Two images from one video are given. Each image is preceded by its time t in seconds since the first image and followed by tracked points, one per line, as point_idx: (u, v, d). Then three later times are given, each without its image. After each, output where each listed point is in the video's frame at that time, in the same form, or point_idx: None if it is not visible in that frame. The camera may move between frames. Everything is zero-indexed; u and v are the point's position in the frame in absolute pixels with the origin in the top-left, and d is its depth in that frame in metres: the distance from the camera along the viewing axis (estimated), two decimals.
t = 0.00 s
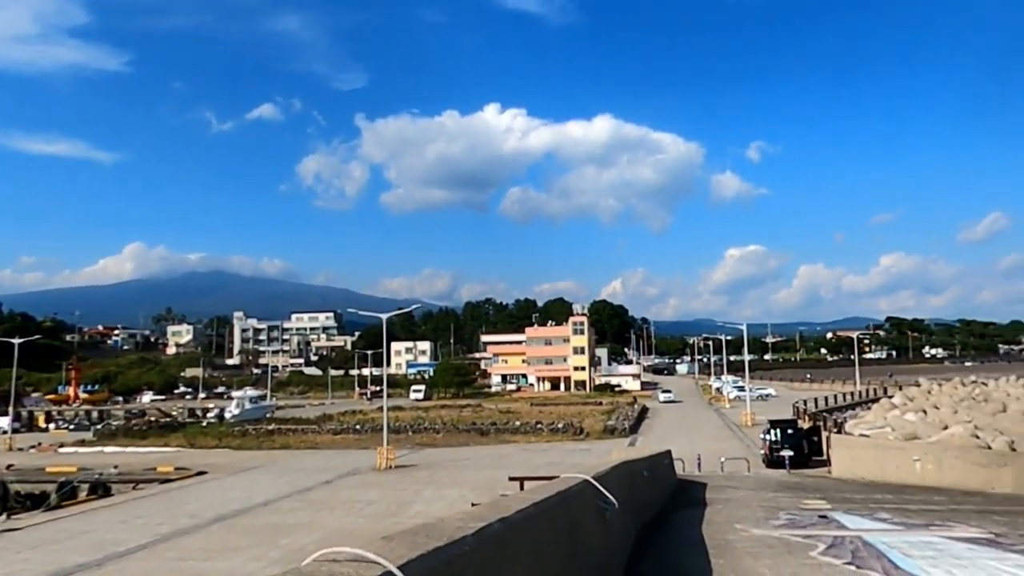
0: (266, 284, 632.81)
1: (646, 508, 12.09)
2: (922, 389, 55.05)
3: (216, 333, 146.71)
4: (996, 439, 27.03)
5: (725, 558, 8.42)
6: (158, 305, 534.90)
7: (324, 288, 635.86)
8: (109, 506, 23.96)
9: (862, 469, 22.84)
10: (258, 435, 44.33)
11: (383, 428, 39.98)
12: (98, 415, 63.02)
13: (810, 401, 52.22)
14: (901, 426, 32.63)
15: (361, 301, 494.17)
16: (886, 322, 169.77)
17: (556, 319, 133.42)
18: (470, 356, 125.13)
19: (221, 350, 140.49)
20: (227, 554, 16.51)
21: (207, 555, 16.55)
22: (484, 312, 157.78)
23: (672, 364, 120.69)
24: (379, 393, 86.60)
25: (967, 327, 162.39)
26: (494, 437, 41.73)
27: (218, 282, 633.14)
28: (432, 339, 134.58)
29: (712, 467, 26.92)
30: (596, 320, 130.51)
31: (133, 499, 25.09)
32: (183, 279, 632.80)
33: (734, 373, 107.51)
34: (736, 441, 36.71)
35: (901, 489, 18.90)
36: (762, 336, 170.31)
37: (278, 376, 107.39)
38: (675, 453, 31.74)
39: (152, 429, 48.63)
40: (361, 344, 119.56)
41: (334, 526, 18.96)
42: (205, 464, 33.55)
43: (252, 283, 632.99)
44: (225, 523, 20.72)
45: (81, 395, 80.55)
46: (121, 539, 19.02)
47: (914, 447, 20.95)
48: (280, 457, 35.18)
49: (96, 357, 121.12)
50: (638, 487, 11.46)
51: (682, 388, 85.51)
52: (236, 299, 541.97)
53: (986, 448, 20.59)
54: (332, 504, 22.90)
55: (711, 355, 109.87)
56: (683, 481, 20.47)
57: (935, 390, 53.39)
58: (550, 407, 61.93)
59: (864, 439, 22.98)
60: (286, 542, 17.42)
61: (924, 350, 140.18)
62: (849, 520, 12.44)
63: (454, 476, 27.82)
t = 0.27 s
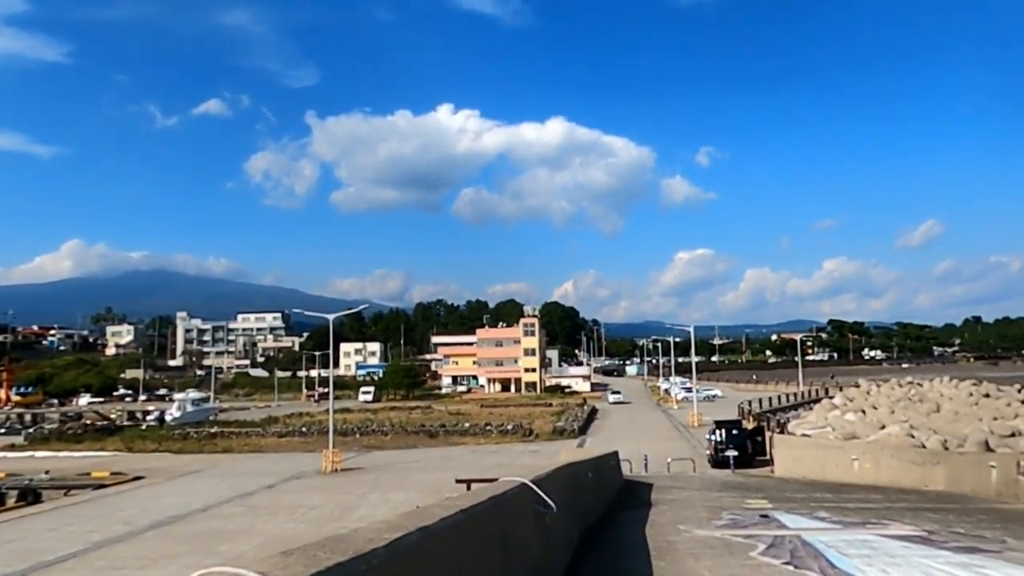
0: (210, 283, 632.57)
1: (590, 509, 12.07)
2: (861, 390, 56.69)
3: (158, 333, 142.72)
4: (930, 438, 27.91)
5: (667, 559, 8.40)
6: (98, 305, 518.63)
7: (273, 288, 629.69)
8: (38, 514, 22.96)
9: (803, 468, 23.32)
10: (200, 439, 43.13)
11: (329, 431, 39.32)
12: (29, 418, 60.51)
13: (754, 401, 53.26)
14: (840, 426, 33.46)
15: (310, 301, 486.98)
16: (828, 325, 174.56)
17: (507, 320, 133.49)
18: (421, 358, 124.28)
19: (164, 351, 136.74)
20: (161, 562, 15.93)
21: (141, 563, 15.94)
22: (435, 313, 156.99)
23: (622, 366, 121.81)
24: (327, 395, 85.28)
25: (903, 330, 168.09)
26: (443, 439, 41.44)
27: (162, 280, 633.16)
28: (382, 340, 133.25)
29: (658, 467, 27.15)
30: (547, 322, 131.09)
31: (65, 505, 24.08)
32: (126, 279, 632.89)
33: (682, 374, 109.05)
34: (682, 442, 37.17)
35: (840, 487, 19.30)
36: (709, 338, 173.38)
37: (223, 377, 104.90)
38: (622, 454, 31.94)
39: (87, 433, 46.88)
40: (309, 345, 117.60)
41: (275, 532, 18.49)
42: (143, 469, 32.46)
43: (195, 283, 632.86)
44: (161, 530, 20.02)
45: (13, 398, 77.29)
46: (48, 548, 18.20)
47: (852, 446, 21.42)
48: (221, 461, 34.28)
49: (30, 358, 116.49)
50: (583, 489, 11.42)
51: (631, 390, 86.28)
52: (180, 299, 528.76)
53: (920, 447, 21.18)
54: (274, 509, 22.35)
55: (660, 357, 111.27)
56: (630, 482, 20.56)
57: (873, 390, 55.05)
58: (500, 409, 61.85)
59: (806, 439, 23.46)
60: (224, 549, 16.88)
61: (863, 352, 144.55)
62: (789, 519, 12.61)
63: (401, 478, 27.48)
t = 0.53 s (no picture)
0: (152, 283, 632.22)
1: (532, 511, 11.96)
2: (802, 391, 58.18)
3: (97, 334, 138.17)
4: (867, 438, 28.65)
5: (604, 561, 8.34)
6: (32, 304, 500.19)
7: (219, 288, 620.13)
8: None
9: (745, 468, 23.72)
10: (137, 443, 41.78)
11: (273, 434, 38.51)
12: None
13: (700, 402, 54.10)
14: (782, 426, 34.15)
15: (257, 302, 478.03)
16: (771, 328, 178.81)
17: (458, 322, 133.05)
18: (370, 359, 122.97)
19: (102, 353, 132.38)
20: (89, 571, 15.28)
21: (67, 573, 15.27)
22: (385, 315, 155.59)
23: (572, 367, 122.54)
24: (272, 398, 83.60)
25: (843, 333, 173.30)
26: (390, 442, 40.99)
27: (105, 280, 633.47)
28: (331, 342, 131.47)
29: (604, 468, 27.27)
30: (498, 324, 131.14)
31: None
32: (69, 275, 633.03)
33: (630, 376, 110.22)
34: (628, 443, 37.50)
35: (781, 486, 19.61)
36: (657, 339, 175.85)
37: (164, 380, 102.00)
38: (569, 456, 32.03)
39: (17, 437, 44.94)
40: (255, 347, 115.22)
41: (210, 538, 17.93)
42: (75, 474, 31.25)
43: (136, 282, 627.79)
44: (90, 537, 19.23)
45: None
46: None
47: (793, 446, 21.84)
48: (159, 466, 33.22)
49: None
50: (524, 491, 11.32)
51: (580, 391, 86.78)
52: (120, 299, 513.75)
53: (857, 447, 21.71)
54: (212, 515, 21.70)
55: (609, 359, 112.28)
56: (575, 482, 20.60)
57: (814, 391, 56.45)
58: (449, 411, 61.56)
59: (748, 439, 23.87)
60: (156, 557, 16.27)
61: (805, 354, 148.41)
62: (729, 519, 12.71)
63: (345, 482, 27.03)
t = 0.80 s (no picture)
0: (91, 283, 625.95)
1: (474, 515, 11.77)
2: (748, 392, 59.35)
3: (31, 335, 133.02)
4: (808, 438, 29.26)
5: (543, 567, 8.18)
6: None
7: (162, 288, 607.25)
8: None
9: (690, 469, 24.00)
10: (71, 448, 40.21)
11: (214, 438, 37.50)
12: None
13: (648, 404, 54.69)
14: (727, 426, 34.69)
15: (203, 302, 467.22)
16: (718, 330, 182.36)
17: (409, 323, 132.14)
18: (319, 361, 121.16)
19: (37, 354, 127.49)
20: None
21: None
22: (335, 316, 153.57)
23: (523, 369, 122.71)
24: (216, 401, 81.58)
25: (786, 336, 177.61)
26: (336, 445, 40.35)
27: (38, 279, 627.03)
28: (278, 343, 129.18)
29: (552, 470, 27.28)
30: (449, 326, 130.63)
31: None
32: None
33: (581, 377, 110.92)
34: (577, 445, 37.62)
35: (724, 486, 19.87)
36: (607, 341, 177.58)
37: (103, 382, 98.68)
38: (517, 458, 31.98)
39: None
40: (199, 348, 112.39)
41: (142, 547, 17.24)
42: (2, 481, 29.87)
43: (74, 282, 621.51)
44: (14, 548, 18.33)
45: None
46: None
47: (736, 446, 22.16)
48: (93, 472, 32.01)
49: None
50: (465, 495, 11.13)
51: (531, 393, 86.94)
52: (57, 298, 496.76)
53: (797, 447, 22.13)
54: (146, 522, 20.93)
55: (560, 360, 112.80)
56: (521, 485, 20.51)
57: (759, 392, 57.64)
58: (398, 414, 60.94)
59: (693, 440, 24.17)
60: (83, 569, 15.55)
61: (751, 356, 151.78)
62: (671, 520, 12.78)
63: (288, 486, 26.44)
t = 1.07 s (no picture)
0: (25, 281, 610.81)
1: (417, 517, 11.54)
2: (696, 391, 60.23)
3: None
4: (754, 435, 29.75)
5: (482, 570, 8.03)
6: None
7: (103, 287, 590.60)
8: None
9: (638, 468, 24.15)
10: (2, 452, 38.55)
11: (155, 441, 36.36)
12: None
13: (598, 402, 55.05)
14: (675, 425, 35.06)
15: (147, 301, 454.92)
16: (669, 329, 184.78)
17: (360, 322, 130.59)
18: (267, 361, 118.94)
19: None
20: None
21: None
22: (284, 315, 151.00)
23: (475, 369, 122.41)
24: (159, 403, 79.30)
25: (735, 335, 180.98)
26: (283, 447, 39.56)
27: None
28: (225, 343, 126.41)
29: (501, 470, 27.14)
30: (401, 326, 129.65)
31: None
32: None
33: (533, 377, 111.19)
34: (527, 444, 37.60)
35: (671, 484, 19.98)
36: (560, 340, 178.61)
37: (39, 384, 95.08)
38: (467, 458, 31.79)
39: None
40: (142, 349, 109.18)
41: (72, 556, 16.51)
42: None
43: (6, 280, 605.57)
44: None
45: None
46: None
47: (683, 444, 22.40)
48: (25, 477, 30.70)
49: None
50: (408, 496, 10.90)
51: (483, 393, 86.77)
52: None
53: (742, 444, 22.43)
54: (78, 529, 20.09)
55: (513, 360, 112.87)
56: (470, 485, 20.35)
57: (707, 391, 58.50)
58: (347, 414, 60.15)
59: (641, 439, 24.33)
60: None
61: (700, 355, 154.22)
62: (616, 518, 12.73)
63: (230, 490, 25.75)
